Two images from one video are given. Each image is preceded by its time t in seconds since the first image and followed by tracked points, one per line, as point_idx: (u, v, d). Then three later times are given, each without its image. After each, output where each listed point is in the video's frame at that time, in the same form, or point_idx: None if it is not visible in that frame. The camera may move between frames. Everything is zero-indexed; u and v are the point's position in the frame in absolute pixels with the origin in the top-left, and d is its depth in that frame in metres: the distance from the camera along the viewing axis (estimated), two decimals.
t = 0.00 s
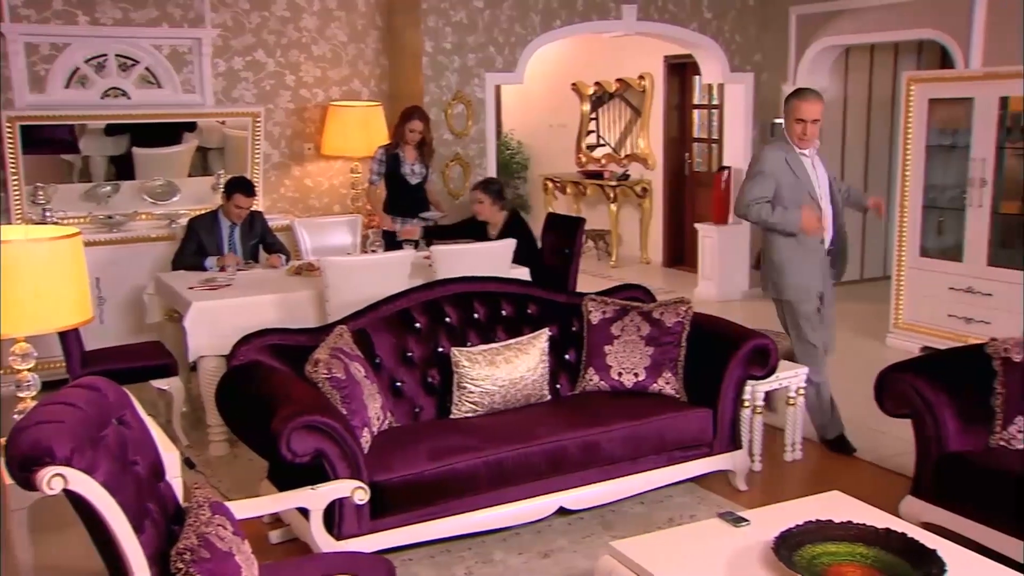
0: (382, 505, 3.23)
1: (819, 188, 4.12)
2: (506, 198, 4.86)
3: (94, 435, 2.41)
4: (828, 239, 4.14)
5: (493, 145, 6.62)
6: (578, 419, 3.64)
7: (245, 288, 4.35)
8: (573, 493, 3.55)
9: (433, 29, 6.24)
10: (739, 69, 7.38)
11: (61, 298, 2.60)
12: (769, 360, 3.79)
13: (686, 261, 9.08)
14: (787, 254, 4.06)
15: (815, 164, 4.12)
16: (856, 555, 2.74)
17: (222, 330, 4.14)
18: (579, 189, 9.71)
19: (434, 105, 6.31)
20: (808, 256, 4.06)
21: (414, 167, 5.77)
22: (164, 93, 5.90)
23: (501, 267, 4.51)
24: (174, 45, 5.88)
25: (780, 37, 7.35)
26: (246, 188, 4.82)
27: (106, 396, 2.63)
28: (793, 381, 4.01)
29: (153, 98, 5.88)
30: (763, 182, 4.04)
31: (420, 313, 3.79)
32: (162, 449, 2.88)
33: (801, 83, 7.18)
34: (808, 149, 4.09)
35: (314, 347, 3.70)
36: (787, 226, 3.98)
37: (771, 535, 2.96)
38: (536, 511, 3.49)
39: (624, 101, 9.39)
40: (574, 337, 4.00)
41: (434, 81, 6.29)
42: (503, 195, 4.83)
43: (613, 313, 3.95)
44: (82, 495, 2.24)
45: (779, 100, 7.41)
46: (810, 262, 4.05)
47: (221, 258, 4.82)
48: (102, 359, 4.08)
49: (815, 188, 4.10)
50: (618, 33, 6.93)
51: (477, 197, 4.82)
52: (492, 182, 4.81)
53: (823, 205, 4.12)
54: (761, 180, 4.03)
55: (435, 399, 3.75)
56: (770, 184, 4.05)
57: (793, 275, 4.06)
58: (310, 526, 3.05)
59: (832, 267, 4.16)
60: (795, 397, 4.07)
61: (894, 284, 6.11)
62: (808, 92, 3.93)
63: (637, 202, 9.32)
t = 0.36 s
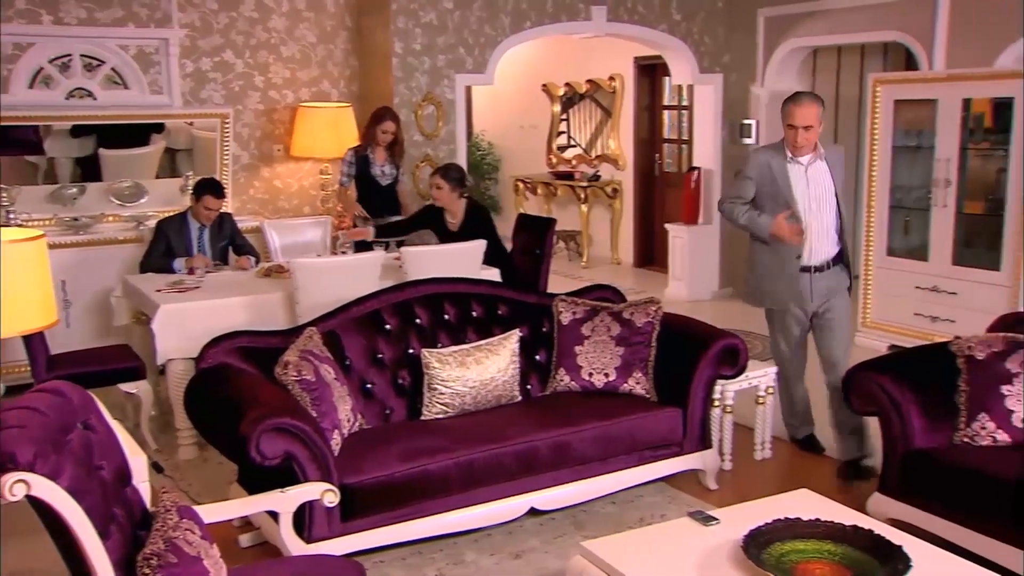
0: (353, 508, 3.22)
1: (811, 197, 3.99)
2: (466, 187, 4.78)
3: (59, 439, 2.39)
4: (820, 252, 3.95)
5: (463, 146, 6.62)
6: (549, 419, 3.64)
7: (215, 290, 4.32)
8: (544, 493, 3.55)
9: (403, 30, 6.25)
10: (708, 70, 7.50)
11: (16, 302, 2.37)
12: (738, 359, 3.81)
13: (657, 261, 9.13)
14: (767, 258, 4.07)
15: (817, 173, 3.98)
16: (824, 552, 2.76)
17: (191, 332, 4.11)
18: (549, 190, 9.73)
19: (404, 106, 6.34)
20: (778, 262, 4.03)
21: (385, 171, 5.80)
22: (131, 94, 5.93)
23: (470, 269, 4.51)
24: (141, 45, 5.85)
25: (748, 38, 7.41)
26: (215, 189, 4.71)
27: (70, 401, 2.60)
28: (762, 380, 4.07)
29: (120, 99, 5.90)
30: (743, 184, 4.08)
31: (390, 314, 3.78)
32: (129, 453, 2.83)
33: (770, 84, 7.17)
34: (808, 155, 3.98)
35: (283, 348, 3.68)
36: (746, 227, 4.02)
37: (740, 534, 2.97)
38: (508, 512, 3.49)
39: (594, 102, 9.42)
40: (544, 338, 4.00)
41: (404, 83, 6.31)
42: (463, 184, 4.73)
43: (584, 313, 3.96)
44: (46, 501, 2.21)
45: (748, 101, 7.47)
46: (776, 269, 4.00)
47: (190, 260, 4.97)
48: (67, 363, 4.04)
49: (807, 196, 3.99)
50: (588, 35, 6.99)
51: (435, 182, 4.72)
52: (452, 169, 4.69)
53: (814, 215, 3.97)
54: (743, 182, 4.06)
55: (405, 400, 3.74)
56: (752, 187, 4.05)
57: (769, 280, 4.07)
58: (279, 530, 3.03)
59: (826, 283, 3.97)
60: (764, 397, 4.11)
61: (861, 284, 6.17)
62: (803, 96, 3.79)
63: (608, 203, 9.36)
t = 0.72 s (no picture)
0: (337, 510, 3.21)
1: (793, 205, 3.67)
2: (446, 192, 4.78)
3: (40, 444, 2.37)
4: (791, 264, 3.67)
5: (447, 148, 6.61)
6: (533, 421, 3.64)
7: (198, 293, 4.31)
8: (529, 495, 3.56)
9: (386, 32, 6.23)
10: (692, 72, 7.47)
11: None
12: (722, 360, 3.82)
13: (643, 263, 9.14)
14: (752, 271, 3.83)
15: (796, 179, 3.64)
16: (807, 552, 2.77)
17: (174, 334, 4.09)
18: (534, 192, 9.74)
19: (388, 108, 6.30)
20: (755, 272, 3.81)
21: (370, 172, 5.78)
22: (113, 95, 5.83)
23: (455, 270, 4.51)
24: (123, 47, 5.83)
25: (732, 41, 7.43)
26: (198, 192, 4.76)
27: (52, 405, 2.58)
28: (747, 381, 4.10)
29: (100, 102, 5.80)
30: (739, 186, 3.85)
31: (374, 316, 3.77)
32: (111, 456, 2.82)
33: (753, 87, 7.22)
34: (794, 159, 3.64)
35: (266, 351, 3.67)
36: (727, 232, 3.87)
37: (723, 534, 2.98)
38: (493, 514, 3.49)
39: (579, 104, 9.42)
40: (529, 340, 4.01)
41: (389, 84, 6.28)
42: (444, 190, 4.74)
43: (569, 315, 3.97)
44: (26, 506, 2.19)
45: (732, 103, 7.49)
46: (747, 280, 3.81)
47: (173, 262, 4.82)
48: (48, 366, 4.02)
49: (792, 202, 3.68)
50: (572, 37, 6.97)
51: (416, 187, 4.74)
52: (435, 174, 4.75)
53: (793, 222, 3.68)
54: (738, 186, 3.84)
55: (390, 403, 3.74)
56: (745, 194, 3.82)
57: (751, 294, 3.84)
58: (263, 532, 3.03)
59: (801, 296, 3.67)
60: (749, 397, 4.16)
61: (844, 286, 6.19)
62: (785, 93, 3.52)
63: (593, 205, 9.37)
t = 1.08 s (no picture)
0: (343, 510, 3.21)
1: (761, 227, 3.40)
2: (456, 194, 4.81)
3: (47, 443, 2.38)
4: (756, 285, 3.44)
5: (453, 149, 6.62)
6: (539, 421, 3.64)
7: (205, 292, 4.32)
8: (535, 495, 3.56)
9: (392, 32, 6.23)
10: (698, 72, 7.45)
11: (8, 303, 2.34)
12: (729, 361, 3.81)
13: (649, 263, 9.14)
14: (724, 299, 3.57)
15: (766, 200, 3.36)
16: (815, 553, 2.76)
17: (181, 334, 4.10)
18: (541, 193, 9.73)
19: (395, 108, 6.31)
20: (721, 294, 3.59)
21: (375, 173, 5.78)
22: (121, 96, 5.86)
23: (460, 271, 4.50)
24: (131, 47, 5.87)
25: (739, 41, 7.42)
26: (205, 192, 4.73)
27: (59, 405, 2.58)
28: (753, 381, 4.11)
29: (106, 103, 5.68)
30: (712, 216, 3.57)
31: (380, 317, 3.77)
32: (118, 456, 2.83)
33: (759, 87, 7.22)
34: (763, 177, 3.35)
35: (272, 351, 3.68)
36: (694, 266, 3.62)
37: (730, 535, 2.97)
38: (498, 514, 3.49)
39: (585, 104, 9.43)
40: (535, 340, 4.01)
41: (395, 85, 6.28)
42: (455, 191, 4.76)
43: (574, 316, 3.96)
44: (34, 505, 2.20)
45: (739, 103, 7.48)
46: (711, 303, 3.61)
47: (181, 261, 4.85)
48: (56, 365, 4.04)
49: (763, 224, 3.39)
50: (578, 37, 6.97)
51: (427, 187, 4.77)
52: (446, 175, 4.76)
53: (762, 245, 3.40)
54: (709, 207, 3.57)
55: (396, 403, 3.74)
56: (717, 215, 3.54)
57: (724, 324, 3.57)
58: (270, 532, 3.03)
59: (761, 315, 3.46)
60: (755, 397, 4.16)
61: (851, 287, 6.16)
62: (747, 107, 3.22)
63: (599, 205, 9.38)
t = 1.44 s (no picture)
0: (359, 509, 3.22)
1: (746, 235, 3.15)
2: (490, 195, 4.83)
3: (66, 442, 2.39)
4: (745, 290, 3.18)
5: (469, 148, 6.62)
6: (555, 421, 3.64)
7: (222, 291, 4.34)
8: (550, 494, 3.56)
9: (408, 32, 6.24)
10: (715, 72, 7.40)
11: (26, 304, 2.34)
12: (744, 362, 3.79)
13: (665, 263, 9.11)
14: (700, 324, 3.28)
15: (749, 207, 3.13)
16: (832, 555, 2.75)
17: (199, 333, 4.12)
18: (556, 192, 9.72)
19: (411, 108, 6.32)
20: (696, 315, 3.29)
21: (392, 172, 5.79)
22: (138, 96, 5.88)
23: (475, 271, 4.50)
24: (149, 47, 5.89)
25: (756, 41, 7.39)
26: (222, 190, 4.78)
27: (78, 403, 2.59)
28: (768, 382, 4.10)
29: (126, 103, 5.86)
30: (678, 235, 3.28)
31: (396, 316, 3.78)
32: (136, 454, 2.85)
33: (776, 86, 7.25)
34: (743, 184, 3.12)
35: (287, 350, 3.69)
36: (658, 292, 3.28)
37: (746, 536, 2.96)
38: (513, 514, 3.49)
39: (601, 103, 9.43)
40: (551, 340, 3.99)
41: (411, 84, 6.29)
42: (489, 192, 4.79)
43: (590, 315, 3.96)
44: (54, 502, 2.21)
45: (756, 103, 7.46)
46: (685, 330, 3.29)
47: (198, 260, 4.83)
48: (75, 363, 4.06)
49: (746, 235, 3.15)
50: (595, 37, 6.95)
51: (460, 187, 4.79)
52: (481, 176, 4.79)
53: (749, 254, 3.16)
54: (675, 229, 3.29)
55: (411, 403, 3.75)
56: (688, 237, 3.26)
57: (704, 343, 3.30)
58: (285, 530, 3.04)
59: (751, 323, 3.20)
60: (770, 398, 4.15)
61: (868, 287, 6.13)
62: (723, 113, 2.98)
63: (615, 205, 9.36)
